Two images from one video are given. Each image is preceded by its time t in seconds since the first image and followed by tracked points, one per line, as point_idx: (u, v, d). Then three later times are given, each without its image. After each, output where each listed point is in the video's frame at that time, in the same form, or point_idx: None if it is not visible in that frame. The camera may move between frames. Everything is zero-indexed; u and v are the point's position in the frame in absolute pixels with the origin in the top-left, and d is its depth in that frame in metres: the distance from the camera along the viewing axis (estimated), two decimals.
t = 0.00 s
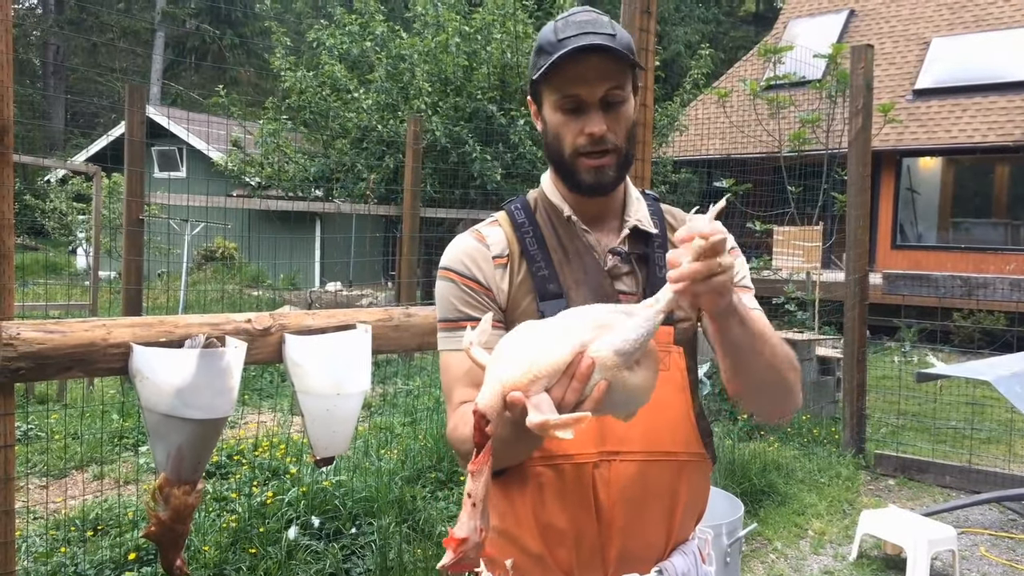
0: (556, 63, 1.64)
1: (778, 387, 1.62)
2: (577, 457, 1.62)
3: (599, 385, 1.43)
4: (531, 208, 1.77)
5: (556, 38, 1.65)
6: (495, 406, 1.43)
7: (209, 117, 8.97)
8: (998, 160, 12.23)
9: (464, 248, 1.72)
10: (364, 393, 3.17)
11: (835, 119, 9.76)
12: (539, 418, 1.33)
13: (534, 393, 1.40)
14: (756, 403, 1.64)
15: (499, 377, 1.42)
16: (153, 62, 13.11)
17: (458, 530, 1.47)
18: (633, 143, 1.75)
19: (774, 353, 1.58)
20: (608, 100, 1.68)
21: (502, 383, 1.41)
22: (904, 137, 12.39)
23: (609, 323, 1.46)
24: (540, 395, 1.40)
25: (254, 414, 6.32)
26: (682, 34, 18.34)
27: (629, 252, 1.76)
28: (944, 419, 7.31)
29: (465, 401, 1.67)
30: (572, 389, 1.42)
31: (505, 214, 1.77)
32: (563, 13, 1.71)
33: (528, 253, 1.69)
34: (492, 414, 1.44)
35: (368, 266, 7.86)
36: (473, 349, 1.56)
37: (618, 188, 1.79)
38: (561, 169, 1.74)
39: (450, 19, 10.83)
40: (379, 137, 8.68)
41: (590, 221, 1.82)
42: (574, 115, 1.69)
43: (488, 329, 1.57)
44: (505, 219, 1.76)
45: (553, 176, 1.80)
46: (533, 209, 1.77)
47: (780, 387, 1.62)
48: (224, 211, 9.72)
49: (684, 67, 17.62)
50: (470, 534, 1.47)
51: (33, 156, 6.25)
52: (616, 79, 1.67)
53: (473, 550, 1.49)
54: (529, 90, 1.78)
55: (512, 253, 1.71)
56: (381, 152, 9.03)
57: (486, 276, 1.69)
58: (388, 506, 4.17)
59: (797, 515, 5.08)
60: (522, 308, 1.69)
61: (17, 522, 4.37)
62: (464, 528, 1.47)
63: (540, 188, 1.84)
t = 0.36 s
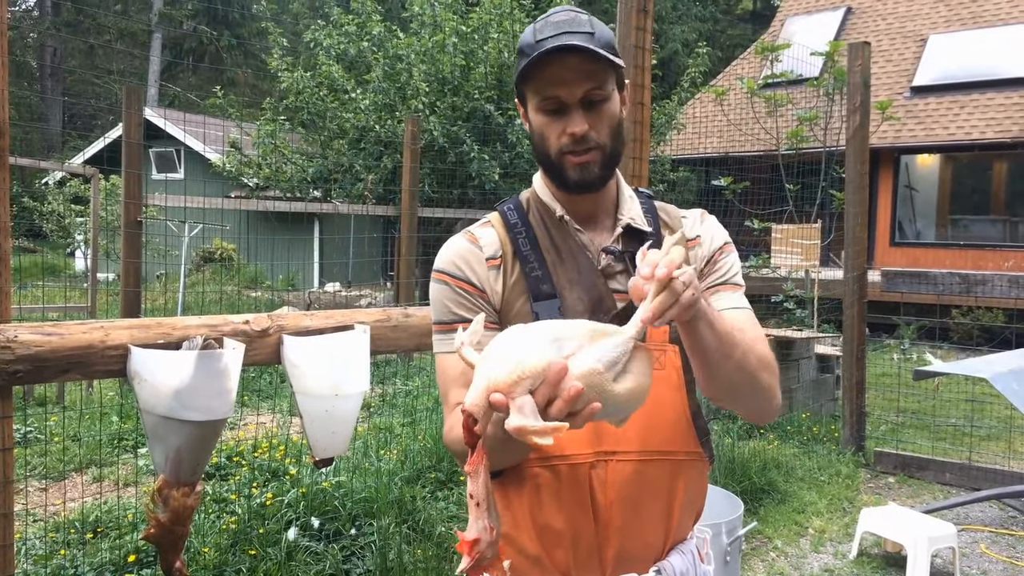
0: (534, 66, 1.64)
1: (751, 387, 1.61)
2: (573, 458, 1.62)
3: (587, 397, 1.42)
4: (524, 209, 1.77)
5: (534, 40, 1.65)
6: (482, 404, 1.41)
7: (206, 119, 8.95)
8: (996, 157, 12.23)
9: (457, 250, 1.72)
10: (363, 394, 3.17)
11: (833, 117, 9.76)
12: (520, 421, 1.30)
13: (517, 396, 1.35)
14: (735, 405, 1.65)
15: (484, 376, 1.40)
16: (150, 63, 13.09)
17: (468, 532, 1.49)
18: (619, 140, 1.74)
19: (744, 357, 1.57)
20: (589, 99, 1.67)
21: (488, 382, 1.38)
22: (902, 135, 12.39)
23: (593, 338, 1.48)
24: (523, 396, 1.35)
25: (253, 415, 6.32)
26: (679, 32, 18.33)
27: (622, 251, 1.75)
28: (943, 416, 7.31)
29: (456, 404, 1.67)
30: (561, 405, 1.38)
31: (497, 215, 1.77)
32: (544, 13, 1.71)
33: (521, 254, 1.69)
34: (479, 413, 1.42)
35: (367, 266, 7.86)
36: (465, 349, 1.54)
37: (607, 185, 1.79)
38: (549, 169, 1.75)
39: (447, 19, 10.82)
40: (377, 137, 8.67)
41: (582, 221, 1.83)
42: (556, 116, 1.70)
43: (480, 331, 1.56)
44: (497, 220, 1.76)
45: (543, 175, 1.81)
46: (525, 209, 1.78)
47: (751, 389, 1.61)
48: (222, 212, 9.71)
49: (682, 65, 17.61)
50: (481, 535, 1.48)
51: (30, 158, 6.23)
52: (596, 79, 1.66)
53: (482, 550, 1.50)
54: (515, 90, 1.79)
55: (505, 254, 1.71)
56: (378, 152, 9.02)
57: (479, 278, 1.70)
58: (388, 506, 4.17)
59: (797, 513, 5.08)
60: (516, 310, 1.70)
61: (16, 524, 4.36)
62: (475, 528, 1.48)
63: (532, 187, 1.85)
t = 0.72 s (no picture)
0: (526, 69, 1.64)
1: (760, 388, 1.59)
2: (576, 458, 1.62)
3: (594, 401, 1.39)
4: (524, 208, 1.76)
5: (526, 43, 1.65)
6: (491, 384, 1.43)
7: (209, 118, 8.95)
8: (999, 156, 12.21)
9: (458, 251, 1.72)
10: (365, 394, 3.16)
11: (835, 117, 9.74)
12: (525, 406, 1.32)
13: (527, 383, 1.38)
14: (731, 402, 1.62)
15: (500, 358, 1.42)
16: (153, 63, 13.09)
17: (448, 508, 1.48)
18: (615, 141, 1.74)
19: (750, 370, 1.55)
20: (582, 102, 1.67)
21: (501, 361, 1.41)
22: (905, 134, 12.37)
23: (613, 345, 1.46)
24: (532, 385, 1.37)
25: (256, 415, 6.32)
26: (682, 31, 18.30)
27: (624, 249, 1.74)
28: (946, 416, 7.30)
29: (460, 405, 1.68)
30: (570, 403, 1.36)
31: (497, 215, 1.77)
32: (535, 14, 1.70)
33: (522, 254, 1.68)
34: (488, 393, 1.44)
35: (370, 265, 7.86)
36: (486, 333, 1.57)
37: (607, 184, 1.79)
38: (546, 171, 1.75)
39: (450, 19, 10.81)
40: (379, 137, 8.67)
41: (583, 220, 1.82)
42: (550, 119, 1.70)
43: (504, 318, 1.59)
44: (497, 220, 1.75)
45: (542, 175, 1.80)
46: (526, 208, 1.77)
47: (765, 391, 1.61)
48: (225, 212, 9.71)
49: (685, 64, 17.59)
50: (460, 511, 1.48)
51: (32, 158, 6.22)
52: (588, 81, 1.65)
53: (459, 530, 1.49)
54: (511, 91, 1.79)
55: (505, 255, 1.70)
56: (381, 152, 9.02)
57: (481, 279, 1.69)
58: (391, 506, 4.17)
59: (800, 512, 5.07)
60: (517, 310, 1.69)
61: (20, 524, 4.36)
62: (456, 503, 1.48)
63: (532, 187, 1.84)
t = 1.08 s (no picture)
0: (532, 72, 1.64)
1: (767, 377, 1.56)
2: (580, 459, 1.61)
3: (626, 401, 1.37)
4: (529, 208, 1.76)
5: (532, 45, 1.65)
6: (525, 390, 1.36)
7: (212, 119, 8.95)
8: (1002, 157, 12.20)
9: (463, 249, 1.71)
10: (369, 394, 3.16)
11: (839, 118, 9.73)
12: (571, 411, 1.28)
13: (560, 385, 1.36)
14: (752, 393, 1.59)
15: (532, 361, 1.38)
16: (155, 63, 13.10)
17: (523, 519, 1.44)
18: (621, 143, 1.74)
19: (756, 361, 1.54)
20: (588, 104, 1.67)
21: (534, 365, 1.37)
22: (908, 135, 12.36)
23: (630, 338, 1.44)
24: (565, 387, 1.35)
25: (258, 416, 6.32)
26: (684, 32, 18.28)
27: (627, 249, 1.74)
28: (949, 417, 7.29)
29: (462, 401, 1.63)
30: (601, 403, 1.35)
31: (502, 214, 1.76)
32: (540, 17, 1.70)
33: (527, 253, 1.69)
34: (521, 399, 1.37)
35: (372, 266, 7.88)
36: (500, 337, 1.56)
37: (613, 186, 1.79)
38: (552, 174, 1.75)
39: (452, 20, 10.81)
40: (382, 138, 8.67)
41: (588, 221, 1.82)
42: (556, 121, 1.70)
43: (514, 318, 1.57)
44: (502, 219, 1.75)
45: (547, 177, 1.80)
46: (531, 208, 1.77)
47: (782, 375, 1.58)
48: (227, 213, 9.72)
49: (688, 65, 17.58)
50: (533, 518, 1.44)
51: (36, 159, 6.22)
52: (595, 83, 1.65)
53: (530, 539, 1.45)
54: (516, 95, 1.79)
55: (511, 253, 1.70)
56: (383, 153, 9.02)
57: (486, 277, 1.69)
58: (393, 507, 4.17)
59: (803, 514, 5.07)
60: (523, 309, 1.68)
61: (22, 525, 4.36)
62: (529, 512, 1.44)
63: (537, 187, 1.84)
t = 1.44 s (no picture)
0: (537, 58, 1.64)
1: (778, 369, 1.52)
2: (582, 451, 1.60)
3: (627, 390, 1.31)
4: (532, 201, 1.76)
5: (535, 33, 1.65)
6: (517, 386, 1.33)
7: (214, 114, 8.94)
8: (1006, 151, 12.18)
9: (466, 239, 1.71)
10: (372, 390, 3.17)
11: (842, 111, 9.70)
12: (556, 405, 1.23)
13: (553, 380, 1.29)
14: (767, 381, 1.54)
15: (523, 357, 1.33)
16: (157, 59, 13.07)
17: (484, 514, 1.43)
18: (624, 131, 1.73)
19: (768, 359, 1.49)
20: (592, 90, 1.67)
21: (525, 362, 1.32)
22: (911, 129, 12.33)
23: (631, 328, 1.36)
24: (558, 381, 1.29)
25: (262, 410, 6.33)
26: (687, 25, 18.22)
27: (630, 240, 1.73)
28: (953, 411, 7.28)
29: (465, 396, 1.64)
30: (596, 392, 1.28)
31: (505, 206, 1.76)
32: (543, 7, 1.70)
33: (530, 244, 1.68)
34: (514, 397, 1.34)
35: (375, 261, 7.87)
36: (500, 330, 1.53)
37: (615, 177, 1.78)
38: (555, 163, 1.74)
39: (454, 14, 10.78)
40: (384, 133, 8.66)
41: (591, 212, 1.80)
42: (560, 108, 1.69)
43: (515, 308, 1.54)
44: (505, 211, 1.75)
45: (550, 168, 1.79)
46: (534, 200, 1.76)
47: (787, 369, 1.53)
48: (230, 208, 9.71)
49: (690, 59, 17.53)
50: (492, 518, 1.41)
51: (38, 155, 6.21)
52: (599, 70, 1.65)
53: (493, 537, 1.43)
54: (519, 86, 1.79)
55: (513, 245, 1.70)
56: (386, 148, 9.01)
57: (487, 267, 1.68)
58: (397, 501, 4.17)
59: (806, 508, 5.07)
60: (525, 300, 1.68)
61: (27, 520, 4.37)
62: (489, 511, 1.41)
63: (539, 180, 1.83)
